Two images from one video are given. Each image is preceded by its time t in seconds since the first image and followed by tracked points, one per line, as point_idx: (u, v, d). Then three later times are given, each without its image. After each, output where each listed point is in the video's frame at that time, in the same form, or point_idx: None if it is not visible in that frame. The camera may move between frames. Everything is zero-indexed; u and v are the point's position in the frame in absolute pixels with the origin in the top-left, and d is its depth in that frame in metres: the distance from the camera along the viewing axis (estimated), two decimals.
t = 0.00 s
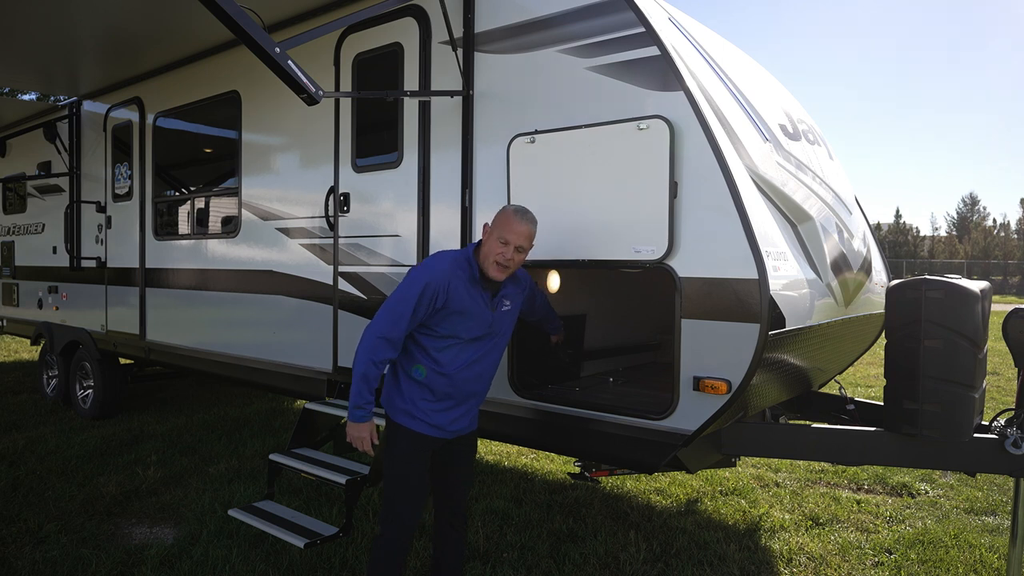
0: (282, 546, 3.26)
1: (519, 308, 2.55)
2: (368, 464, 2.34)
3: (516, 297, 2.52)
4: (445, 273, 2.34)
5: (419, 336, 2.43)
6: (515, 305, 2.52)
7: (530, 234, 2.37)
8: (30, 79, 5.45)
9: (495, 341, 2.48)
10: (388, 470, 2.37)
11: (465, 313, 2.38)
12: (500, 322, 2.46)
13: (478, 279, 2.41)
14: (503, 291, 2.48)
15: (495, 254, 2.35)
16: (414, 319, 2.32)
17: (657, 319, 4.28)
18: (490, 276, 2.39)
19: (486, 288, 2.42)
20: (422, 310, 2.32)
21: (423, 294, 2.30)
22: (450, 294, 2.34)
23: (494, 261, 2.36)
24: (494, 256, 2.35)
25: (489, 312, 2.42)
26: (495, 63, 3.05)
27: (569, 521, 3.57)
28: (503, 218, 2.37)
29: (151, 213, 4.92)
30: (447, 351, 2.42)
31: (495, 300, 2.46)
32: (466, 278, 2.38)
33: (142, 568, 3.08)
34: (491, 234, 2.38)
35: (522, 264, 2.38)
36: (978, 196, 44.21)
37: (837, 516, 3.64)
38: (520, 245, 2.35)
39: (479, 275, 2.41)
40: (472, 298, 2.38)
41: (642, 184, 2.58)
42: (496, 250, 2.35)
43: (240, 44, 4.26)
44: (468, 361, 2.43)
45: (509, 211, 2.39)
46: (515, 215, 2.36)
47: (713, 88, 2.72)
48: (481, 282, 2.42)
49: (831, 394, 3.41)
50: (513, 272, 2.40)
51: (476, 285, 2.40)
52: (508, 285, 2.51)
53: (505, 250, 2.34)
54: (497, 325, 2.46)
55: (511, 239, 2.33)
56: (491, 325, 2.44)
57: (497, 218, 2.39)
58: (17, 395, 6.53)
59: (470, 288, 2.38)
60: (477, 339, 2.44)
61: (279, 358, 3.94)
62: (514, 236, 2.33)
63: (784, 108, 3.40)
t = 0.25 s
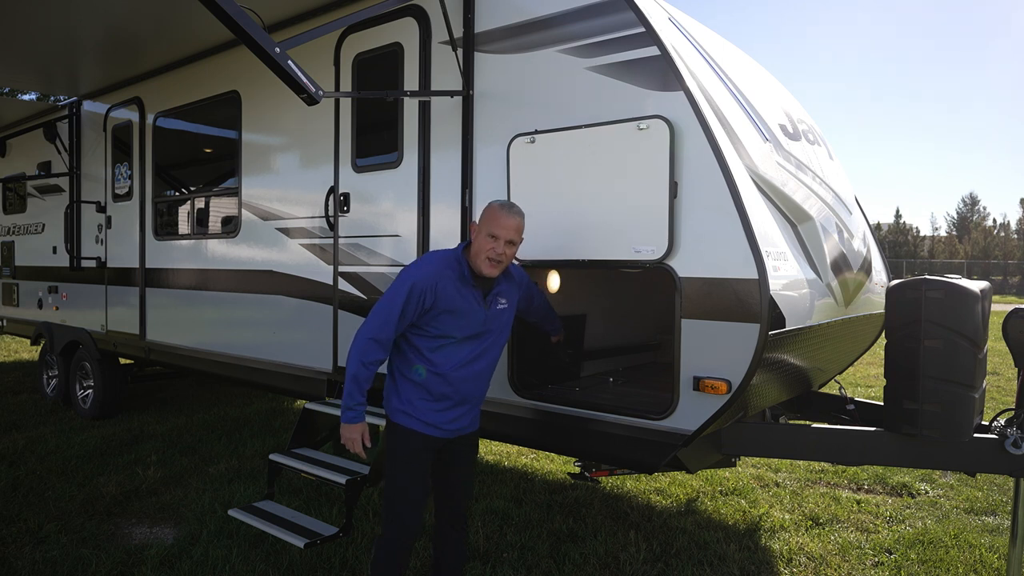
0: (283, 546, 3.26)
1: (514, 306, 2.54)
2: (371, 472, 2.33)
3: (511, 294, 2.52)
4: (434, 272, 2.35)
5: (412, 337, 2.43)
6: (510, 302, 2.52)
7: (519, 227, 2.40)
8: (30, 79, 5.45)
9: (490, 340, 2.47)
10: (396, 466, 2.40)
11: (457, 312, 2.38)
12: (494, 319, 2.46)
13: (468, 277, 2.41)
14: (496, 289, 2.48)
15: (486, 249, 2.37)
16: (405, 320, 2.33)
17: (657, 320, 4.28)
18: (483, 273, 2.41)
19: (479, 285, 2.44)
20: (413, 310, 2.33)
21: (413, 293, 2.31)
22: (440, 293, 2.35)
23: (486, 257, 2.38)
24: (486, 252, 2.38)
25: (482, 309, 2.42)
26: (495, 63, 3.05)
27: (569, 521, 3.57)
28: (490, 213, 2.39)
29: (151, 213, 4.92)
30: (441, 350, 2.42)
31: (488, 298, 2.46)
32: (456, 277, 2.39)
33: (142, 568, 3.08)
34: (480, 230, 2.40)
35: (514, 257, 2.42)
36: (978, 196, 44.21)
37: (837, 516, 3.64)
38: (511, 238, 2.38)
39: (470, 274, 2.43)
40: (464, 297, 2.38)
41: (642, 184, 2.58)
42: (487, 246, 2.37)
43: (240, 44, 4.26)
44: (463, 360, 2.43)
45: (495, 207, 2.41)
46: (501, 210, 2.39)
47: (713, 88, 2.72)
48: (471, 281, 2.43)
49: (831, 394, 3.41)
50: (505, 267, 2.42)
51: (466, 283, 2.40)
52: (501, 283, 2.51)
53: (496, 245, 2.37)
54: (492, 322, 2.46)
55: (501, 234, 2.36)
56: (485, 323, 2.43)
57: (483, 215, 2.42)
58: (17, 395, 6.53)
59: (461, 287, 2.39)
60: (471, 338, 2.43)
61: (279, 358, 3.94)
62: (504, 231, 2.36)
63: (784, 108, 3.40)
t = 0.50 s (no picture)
0: (282, 546, 3.26)
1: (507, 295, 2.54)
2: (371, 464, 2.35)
3: (502, 285, 2.52)
4: (421, 269, 2.36)
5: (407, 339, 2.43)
6: (502, 292, 2.52)
7: (499, 211, 2.40)
8: (30, 79, 5.45)
9: (486, 332, 2.47)
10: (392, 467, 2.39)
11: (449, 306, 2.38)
12: (488, 310, 2.45)
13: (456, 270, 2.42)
14: (486, 279, 2.48)
15: (471, 239, 2.37)
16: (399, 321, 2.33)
17: (657, 319, 4.29)
18: (471, 263, 2.41)
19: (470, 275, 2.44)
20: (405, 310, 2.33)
21: (403, 293, 2.31)
22: (430, 288, 2.35)
23: (472, 247, 2.38)
24: (471, 241, 2.37)
25: (474, 300, 2.42)
26: (495, 63, 3.05)
27: (569, 521, 3.57)
28: (468, 203, 2.38)
29: (151, 213, 4.92)
30: (438, 348, 2.42)
31: (480, 290, 2.46)
32: (443, 270, 2.40)
33: (142, 568, 3.08)
34: (461, 222, 2.39)
35: (499, 242, 2.42)
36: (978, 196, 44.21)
37: (837, 516, 3.64)
38: (492, 223, 2.38)
39: (457, 266, 2.43)
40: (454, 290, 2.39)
41: (643, 184, 2.58)
42: (470, 235, 2.37)
43: (240, 44, 4.26)
44: (461, 355, 2.43)
45: (471, 195, 2.41)
46: (478, 197, 2.39)
47: (714, 88, 2.72)
48: (460, 272, 2.44)
49: (831, 394, 3.41)
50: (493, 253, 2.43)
51: (454, 275, 2.41)
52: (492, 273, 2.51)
53: (480, 233, 2.37)
54: (485, 313, 2.45)
55: (482, 220, 2.36)
56: (478, 314, 2.43)
57: (462, 206, 2.41)
58: (17, 395, 6.53)
59: (449, 280, 2.39)
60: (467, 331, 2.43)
61: (279, 358, 3.94)
62: (485, 217, 2.36)
63: (784, 108, 3.40)
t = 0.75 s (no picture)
0: (283, 546, 3.26)
1: (487, 285, 2.55)
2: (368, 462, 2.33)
3: (480, 275, 2.53)
4: (392, 265, 2.37)
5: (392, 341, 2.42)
6: (482, 282, 2.53)
7: (461, 193, 2.42)
8: (30, 79, 5.45)
9: (471, 323, 2.46)
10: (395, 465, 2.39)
11: (428, 300, 2.38)
12: (469, 300, 2.46)
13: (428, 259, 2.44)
14: (463, 269, 2.50)
15: (439, 225, 2.38)
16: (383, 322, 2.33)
17: (657, 319, 4.29)
18: (443, 249, 2.43)
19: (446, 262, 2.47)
20: (386, 310, 2.33)
21: (381, 292, 2.32)
22: (406, 284, 2.36)
23: (441, 232, 2.39)
24: (439, 227, 2.39)
25: (452, 290, 2.43)
26: (495, 63, 3.05)
27: (569, 521, 3.57)
28: (429, 190, 2.41)
29: (151, 213, 4.92)
30: (425, 344, 2.40)
31: (459, 279, 2.47)
32: (417, 264, 2.41)
33: (142, 568, 3.08)
34: (426, 210, 2.40)
35: (468, 223, 2.44)
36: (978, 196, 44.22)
37: (837, 516, 3.64)
38: (456, 205, 2.40)
39: (431, 256, 2.45)
40: (432, 283, 2.40)
41: (643, 184, 2.58)
42: (437, 222, 2.39)
43: (240, 44, 4.26)
44: (452, 345, 2.41)
45: (431, 184, 2.43)
46: (437, 183, 2.41)
47: (713, 88, 2.72)
48: (434, 263, 2.45)
49: (831, 394, 3.41)
50: (463, 236, 2.45)
51: (429, 267, 2.43)
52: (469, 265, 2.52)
53: (447, 217, 2.38)
54: (467, 303, 2.46)
55: (446, 204, 2.38)
56: (459, 304, 2.43)
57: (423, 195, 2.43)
58: (17, 395, 6.54)
59: (425, 274, 2.41)
60: (453, 325, 2.42)
61: (279, 358, 3.94)
62: (449, 201, 2.38)
63: (783, 108, 3.40)
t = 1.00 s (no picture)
0: (282, 546, 3.26)
1: (469, 280, 2.38)
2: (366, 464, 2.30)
3: (460, 269, 2.37)
4: (364, 260, 2.27)
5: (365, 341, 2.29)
6: (462, 277, 2.36)
7: (432, 185, 2.29)
8: (31, 79, 5.45)
9: (448, 320, 2.30)
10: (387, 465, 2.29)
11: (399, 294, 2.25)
12: (445, 295, 2.29)
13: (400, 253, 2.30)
14: (440, 263, 2.34)
15: (410, 221, 2.26)
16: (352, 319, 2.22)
17: (657, 319, 4.29)
18: (417, 244, 2.31)
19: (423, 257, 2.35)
20: (353, 307, 2.22)
21: (348, 288, 2.23)
22: (375, 279, 2.25)
23: (412, 227, 2.27)
24: (410, 222, 2.26)
25: (426, 285, 2.27)
26: (495, 63, 3.05)
27: (569, 521, 3.57)
28: (397, 185, 2.28)
29: (151, 213, 4.92)
30: (397, 342, 2.25)
31: (435, 274, 2.31)
32: (389, 259, 2.29)
33: (142, 568, 3.08)
34: (396, 206, 2.29)
35: (440, 216, 2.31)
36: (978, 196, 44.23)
37: (837, 516, 3.64)
38: (426, 198, 2.27)
39: (404, 251, 2.32)
40: (403, 277, 2.26)
41: (643, 184, 2.58)
42: (407, 216, 2.26)
43: (240, 44, 4.26)
44: (428, 342, 2.26)
45: (399, 177, 2.30)
46: (405, 177, 2.28)
47: (713, 88, 2.72)
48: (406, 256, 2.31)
49: (831, 395, 3.41)
50: (436, 229, 2.32)
51: (402, 261, 2.29)
52: (448, 259, 2.36)
53: (417, 212, 2.26)
54: (443, 298, 2.29)
55: (416, 198, 2.25)
56: (433, 300, 2.27)
57: (393, 189, 2.30)
58: (17, 395, 6.54)
59: (396, 268, 2.27)
60: (426, 321, 2.26)
61: (279, 358, 3.94)
62: (418, 195, 2.25)
63: (783, 108, 3.40)
